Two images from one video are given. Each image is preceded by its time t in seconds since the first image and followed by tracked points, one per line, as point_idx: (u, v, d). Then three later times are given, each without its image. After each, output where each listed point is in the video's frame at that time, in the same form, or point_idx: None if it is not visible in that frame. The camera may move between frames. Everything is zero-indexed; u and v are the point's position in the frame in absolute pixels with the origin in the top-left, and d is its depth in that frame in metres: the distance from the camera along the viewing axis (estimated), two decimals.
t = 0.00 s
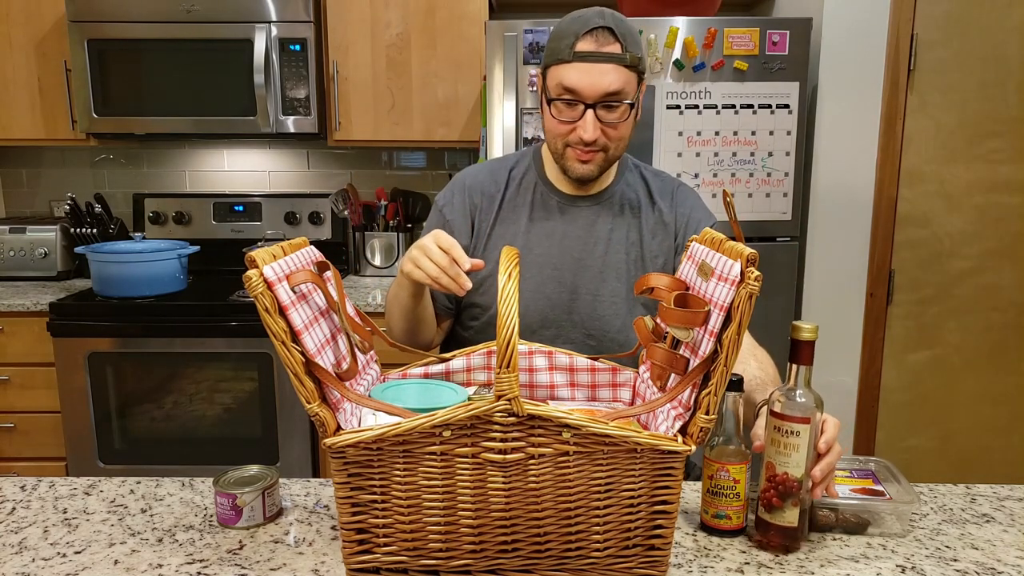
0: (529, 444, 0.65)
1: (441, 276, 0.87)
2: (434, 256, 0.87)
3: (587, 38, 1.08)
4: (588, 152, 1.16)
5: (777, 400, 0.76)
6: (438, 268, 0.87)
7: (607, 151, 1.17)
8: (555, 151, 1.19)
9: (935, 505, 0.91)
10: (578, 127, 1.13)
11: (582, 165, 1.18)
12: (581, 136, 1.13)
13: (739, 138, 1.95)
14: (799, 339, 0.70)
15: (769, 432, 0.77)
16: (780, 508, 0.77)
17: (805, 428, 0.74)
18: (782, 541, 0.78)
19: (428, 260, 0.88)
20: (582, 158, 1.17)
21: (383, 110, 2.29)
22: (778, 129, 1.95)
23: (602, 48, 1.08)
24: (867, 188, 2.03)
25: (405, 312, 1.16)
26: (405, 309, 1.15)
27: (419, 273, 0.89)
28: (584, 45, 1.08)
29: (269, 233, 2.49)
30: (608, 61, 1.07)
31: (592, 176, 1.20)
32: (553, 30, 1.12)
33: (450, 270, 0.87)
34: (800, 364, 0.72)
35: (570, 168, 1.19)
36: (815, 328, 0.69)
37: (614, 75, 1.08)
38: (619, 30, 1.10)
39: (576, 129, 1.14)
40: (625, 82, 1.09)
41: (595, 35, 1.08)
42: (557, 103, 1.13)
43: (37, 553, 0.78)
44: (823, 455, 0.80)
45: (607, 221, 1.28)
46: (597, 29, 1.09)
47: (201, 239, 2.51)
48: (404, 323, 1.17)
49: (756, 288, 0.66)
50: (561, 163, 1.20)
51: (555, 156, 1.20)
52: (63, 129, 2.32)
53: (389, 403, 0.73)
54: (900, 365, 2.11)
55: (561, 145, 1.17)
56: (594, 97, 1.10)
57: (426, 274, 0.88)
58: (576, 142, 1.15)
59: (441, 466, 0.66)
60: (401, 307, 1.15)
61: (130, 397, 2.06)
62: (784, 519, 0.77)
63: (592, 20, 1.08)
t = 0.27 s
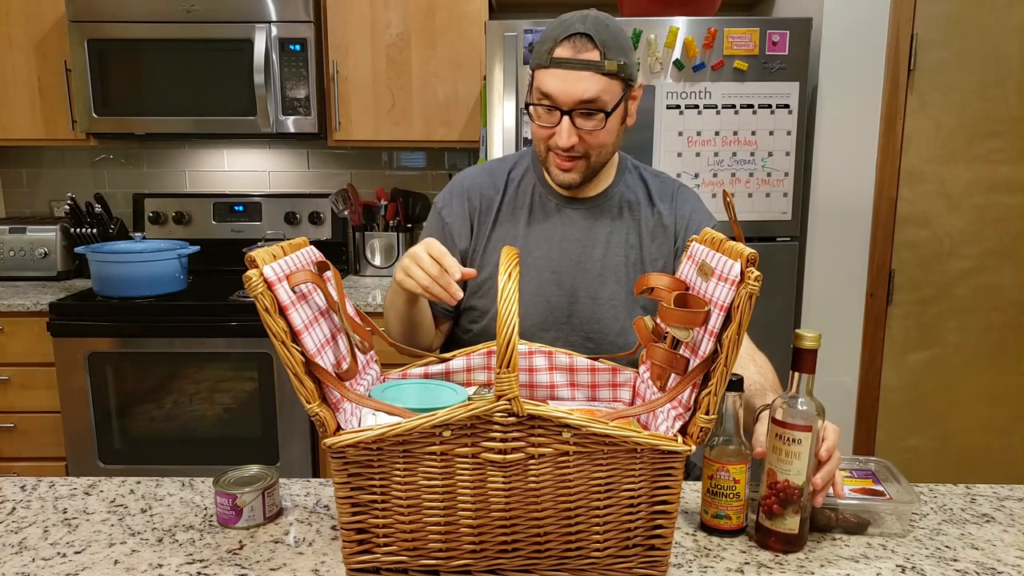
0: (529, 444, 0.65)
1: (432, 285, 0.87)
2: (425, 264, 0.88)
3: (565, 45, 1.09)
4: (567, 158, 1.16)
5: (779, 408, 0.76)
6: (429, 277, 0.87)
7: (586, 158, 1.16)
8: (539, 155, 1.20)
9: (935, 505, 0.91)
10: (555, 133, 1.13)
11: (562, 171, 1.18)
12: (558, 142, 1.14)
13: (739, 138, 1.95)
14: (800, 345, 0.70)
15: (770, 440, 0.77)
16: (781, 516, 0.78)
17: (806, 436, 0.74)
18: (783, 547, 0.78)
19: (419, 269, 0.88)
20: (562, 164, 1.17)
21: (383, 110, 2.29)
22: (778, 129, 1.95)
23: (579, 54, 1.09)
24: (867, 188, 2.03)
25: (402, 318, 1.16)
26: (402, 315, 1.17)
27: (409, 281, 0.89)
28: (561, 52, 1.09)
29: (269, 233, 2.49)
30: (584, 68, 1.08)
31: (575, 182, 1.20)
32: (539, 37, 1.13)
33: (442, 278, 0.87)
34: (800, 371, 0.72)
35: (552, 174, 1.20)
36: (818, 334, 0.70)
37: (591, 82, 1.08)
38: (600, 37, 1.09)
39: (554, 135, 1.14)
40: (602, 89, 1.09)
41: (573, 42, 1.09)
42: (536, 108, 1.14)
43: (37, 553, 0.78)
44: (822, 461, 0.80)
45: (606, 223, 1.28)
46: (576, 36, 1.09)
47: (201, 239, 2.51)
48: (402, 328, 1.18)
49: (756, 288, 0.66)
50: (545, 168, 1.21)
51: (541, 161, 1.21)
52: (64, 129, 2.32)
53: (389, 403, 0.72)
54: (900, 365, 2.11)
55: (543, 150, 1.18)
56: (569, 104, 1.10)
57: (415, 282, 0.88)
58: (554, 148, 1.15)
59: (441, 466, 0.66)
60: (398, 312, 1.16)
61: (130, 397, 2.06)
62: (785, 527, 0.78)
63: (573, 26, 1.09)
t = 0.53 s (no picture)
0: (529, 444, 0.65)
1: (430, 290, 0.87)
2: (427, 269, 0.87)
3: (558, 43, 1.09)
4: (565, 158, 1.16)
5: (775, 410, 0.76)
6: (429, 282, 0.87)
7: (584, 157, 1.16)
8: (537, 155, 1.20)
9: (935, 505, 0.91)
10: (552, 132, 1.13)
11: (560, 171, 1.18)
12: (555, 141, 1.14)
13: (739, 138, 1.95)
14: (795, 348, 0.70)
15: (768, 441, 0.77)
16: (783, 517, 0.78)
17: (802, 436, 0.74)
18: (786, 548, 0.79)
19: (420, 273, 0.88)
20: (560, 164, 1.17)
21: (383, 110, 2.29)
22: (778, 129, 1.95)
23: (572, 52, 1.09)
24: (867, 188, 2.03)
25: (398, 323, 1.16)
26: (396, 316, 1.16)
27: (408, 284, 0.89)
28: (554, 50, 1.09)
29: (269, 233, 2.49)
30: (578, 65, 1.08)
31: (574, 182, 1.20)
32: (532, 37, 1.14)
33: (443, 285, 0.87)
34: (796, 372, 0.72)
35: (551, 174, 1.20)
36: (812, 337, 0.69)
37: (585, 79, 1.09)
38: (594, 34, 1.09)
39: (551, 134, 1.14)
40: (597, 86, 1.09)
41: (565, 40, 1.09)
42: (533, 108, 1.14)
43: (37, 553, 0.78)
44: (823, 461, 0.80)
45: (606, 224, 1.28)
46: (569, 34, 1.09)
47: (201, 239, 2.51)
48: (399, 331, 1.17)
49: (755, 288, 0.66)
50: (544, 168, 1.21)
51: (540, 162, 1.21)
52: (64, 129, 2.32)
53: (389, 404, 0.72)
54: (900, 365, 2.11)
55: (540, 150, 1.18)
56: (565, 102, 1.10)
57: (416, 286, 0.88)
58: (552, 148, 1.15)
59: (441, 466, 0.66)
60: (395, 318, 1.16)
61: (130, 397, 2.06)
62: (787, 528, 0.78)
63: (566, 24, 1.10)
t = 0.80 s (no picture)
0: (529, 444, 0.65)
1: (422, 313, 0.80)
2: (429, 288, 0.80)
3: (561, 39, 1.09)
4: (570, 154, 1.16)
5: (774, 410, 0.76)
6: (425, 302, 0.80)
7: (588, 152, 1.16)
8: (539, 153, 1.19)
9: (935, 505, 0.91)
10: (556, 128, 1.13)
11: (565, 167, 1.18)
12: (560, 137, 1.14)
13: (739, 138, 1.95)
14: (796, 347, 0.70)
15: (767, 441, 0.77)
16: (783, 517, 0.78)
17: (802, 436, 0.74)
18: (786, 547, 0.79)
19: (420, 290, 0.81)
20: (564, 160, 1.17)
21: (383, 110, 2.29)
22: (778, 129, 1.95)
23: (575, 48, 1.08)
24: (867, 188, 2.02)
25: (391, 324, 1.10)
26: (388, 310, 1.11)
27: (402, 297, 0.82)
28: (557, 46, 1.09)
29: (269, 233, 2.49)
30: (582, 60, 1.08)
31: (577, 178, 1.19)
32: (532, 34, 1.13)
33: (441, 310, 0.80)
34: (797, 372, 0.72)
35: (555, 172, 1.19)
36: (811, 336, 0.70)
37: (589, 74, 1.09)
38: (596, 30, 1.09)
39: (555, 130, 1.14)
40: (600, 80, 1.09)
41: (568, 35, 1.09)
42: (536, 104, 1.14)
43: (37, 553, 0.78)
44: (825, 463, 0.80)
45: (606, 223, 1.28)
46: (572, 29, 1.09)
47: (201, 239, 2.51)
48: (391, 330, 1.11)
49: (756, 288, 0.66)
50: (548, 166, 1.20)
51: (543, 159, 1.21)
52: (64, 129, 2.32)
53: (390, 403, 0.72)
54: (900, 365, 2.11)
55: (543, 148, 1.18)
56: (569, 97, 1.10)
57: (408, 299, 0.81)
58: (557, 144, 1.15)
59: (441, 466, 0.66)
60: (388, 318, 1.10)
61: (130, 397, 2.06)
62: (786, 527, 0.78)
63: (566, 20, 1.09)
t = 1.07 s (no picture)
0: (529, 444, 0.65)
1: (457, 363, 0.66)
2: (473, 338, 0.66)
3: (568, 37, 1.09)
4: (576, 153, 1.16)
5: (773, 408, 0.76)
6: (462, 352, 0.66)
7: (594, 151, 1.16)
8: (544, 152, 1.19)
9: (935, 505, 0.91)
10: (564, 126, 1.13)
11: (570, 167, 1.17)
12: (567, 136, 1.14)
13: (739, 138, 1.95)
14: (796, 347, 0.70)
15: (766, 441, 0.77)
16: (780, 516, 0.78)
17: (800, 436, 0.74)
18: (786, 546, 0.79)
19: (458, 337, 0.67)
20: (570, 160, 1.16)
21: (383, 110, 2.29)
22: (778, 129, 1.95)
23: (582, 46, 1.09)
24: (867, 188, 2.02)
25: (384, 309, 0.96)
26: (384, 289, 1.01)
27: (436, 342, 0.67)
28: (564, 44, 1.09)
29: (269, 233, 2.49)
30: (589, 59, 1.08)
31: (583, 177, 1.19)
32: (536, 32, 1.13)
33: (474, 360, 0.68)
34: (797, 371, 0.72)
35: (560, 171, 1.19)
36: (811, 336, 0.70)
37: (597, 72, 1.09)
38: (602, 28, 1.10)
39: (562, 128, 1.14)
40: (607, 78, 1.09)
41: (575, 33, 1.09)
42: (542, 103, 1.13)
43: (37, 553, 0.78)
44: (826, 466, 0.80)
45: (607, 223, 1.28)
46: (578, 28, 1.09)
47: (201, 238, 2.51)
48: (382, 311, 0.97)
49: (756, 288, 0.66)
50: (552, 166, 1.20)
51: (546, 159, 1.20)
52: (64, 129, 2.32)
53: (390, 403, 0.72)
54: (900, 365, 2.11)
55: (549, 147, 1.17)
56: (577, 95, 1.10)
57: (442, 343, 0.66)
58: (563, 143, 1.15)
59: (441, 466, 0.66)
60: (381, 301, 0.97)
61: (130, 397, 2.06)
62: (785, 527, 0.78)
63: (573, 19, 1.09)
